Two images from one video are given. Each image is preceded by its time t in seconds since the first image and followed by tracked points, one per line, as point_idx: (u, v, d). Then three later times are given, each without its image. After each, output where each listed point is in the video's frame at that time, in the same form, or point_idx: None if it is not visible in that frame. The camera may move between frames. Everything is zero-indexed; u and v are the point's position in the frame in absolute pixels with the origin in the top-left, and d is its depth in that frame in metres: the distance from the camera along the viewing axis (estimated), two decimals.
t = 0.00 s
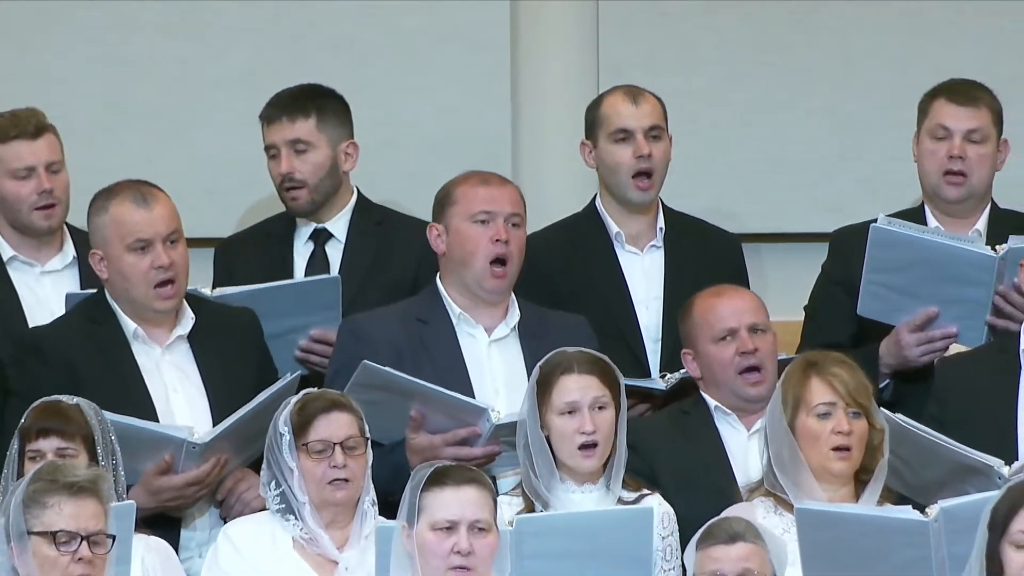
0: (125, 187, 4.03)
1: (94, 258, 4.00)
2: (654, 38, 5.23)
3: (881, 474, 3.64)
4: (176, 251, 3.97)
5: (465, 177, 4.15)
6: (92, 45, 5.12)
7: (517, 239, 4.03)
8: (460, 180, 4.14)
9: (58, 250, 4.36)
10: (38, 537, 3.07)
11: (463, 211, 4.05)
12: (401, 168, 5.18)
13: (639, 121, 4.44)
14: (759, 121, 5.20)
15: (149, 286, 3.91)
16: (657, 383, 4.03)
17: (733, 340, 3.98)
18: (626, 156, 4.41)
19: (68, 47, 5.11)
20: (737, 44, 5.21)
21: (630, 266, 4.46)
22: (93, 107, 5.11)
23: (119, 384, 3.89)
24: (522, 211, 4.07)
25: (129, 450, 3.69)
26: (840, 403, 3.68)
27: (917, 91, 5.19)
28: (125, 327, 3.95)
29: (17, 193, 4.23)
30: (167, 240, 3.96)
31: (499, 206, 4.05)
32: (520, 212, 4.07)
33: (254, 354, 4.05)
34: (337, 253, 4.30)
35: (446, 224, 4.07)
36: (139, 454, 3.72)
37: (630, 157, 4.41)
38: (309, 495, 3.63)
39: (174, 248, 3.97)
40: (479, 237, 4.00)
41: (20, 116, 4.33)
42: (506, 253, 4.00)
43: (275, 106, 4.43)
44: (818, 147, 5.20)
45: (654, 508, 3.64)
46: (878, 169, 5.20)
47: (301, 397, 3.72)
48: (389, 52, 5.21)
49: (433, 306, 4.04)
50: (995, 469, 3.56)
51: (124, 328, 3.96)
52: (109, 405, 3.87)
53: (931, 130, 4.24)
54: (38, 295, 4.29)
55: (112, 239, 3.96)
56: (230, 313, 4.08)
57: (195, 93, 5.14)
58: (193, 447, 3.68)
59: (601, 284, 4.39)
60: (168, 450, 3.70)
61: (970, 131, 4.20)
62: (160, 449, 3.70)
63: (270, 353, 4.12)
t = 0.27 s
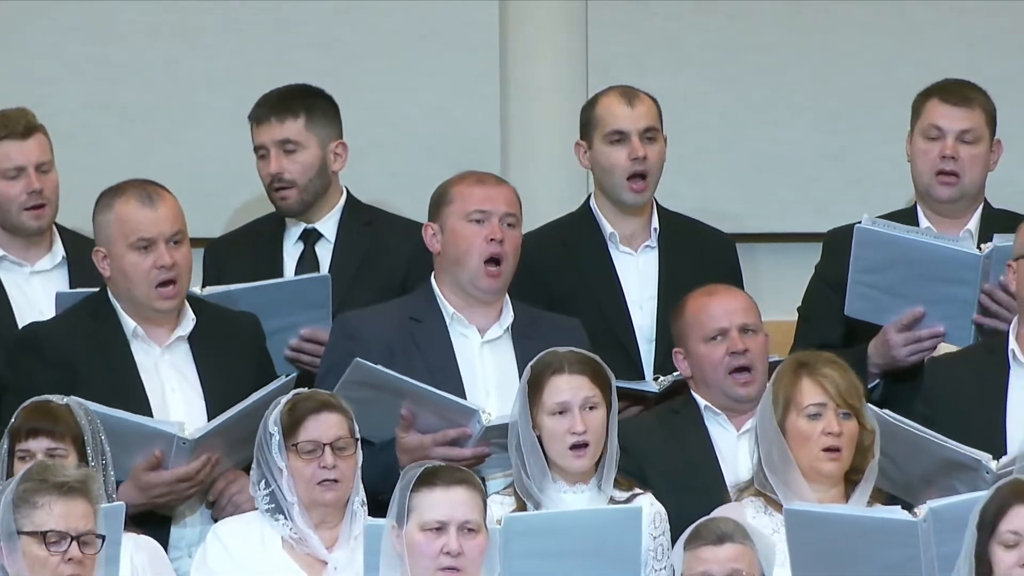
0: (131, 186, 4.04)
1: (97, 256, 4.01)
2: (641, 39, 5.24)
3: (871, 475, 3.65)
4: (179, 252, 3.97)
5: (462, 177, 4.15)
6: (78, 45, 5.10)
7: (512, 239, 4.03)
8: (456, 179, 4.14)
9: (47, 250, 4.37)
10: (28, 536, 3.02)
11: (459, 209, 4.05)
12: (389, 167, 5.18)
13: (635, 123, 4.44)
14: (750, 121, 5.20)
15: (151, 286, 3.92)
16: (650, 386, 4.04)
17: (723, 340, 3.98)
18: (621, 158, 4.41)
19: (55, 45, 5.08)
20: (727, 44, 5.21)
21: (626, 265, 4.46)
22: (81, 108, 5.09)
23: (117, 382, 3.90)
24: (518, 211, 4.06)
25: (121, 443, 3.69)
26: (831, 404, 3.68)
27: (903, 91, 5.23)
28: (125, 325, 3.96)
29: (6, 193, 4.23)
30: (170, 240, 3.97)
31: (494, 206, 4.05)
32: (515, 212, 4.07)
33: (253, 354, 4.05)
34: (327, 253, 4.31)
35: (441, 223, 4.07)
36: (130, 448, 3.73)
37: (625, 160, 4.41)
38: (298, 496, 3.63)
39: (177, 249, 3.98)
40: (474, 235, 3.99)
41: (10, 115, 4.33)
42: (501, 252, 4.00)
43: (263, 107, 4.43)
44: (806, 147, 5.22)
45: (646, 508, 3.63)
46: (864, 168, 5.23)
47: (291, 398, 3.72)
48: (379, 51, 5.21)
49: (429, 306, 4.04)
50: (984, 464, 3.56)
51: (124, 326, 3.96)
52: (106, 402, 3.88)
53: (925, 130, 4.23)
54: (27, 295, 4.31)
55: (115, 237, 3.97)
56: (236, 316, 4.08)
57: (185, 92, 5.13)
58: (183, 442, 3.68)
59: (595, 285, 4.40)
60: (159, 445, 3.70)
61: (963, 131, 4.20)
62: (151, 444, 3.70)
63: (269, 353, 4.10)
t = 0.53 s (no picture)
0: (141, 185, 4.03)
1: (102, 251, 4.00)
2: (632, 40, 5.24)
3: (862, 476, 3.64)
4: (184, 253, 3.96)
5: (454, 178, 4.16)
6: (70, 46, 5.14)
7: (503, 241, 4.04)
8: (448, 180, 4.14)
9: (37, 251, 4.37)
10: (16, 537, 3.00)
11: (450, 210, 4.06)
12: (378, 168, 5.19)
13: (635, 126, 4.43)
14: (739, 122, 5.20)
15: (153, 285, 3.93)
16: (643, 386, 4.03)
17: (716, 340, 3.98)
18: (621, 161, 4.40)
19: (50, 45, 5.12)
20: (716, 44, 5.21)
21: (626, 266, 4.45)
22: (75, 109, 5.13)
23: (114, 378, 3.90)
24: (509, 212, 4.07)
25: (111, 438, 3.69)
26: (822, 405, 3.67)
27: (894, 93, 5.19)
28: (124, 322, 3.96)
29: None
30: (176, 240, 3.96)
31: (485, 207, 4.05)
32: (506, 213, 4.08)
33: (252, 356, 4.04)
34: (316, 253, 4.33)
35: (432, 224, 4.09)
36: (118, 442, 3.72)
37: (625, 162, 4.40)
38: (287, 498, 3.63)
39: (182, 249, 3.97)
40: (465, 236, 4.00)
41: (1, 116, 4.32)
42: (492, 253, 4.01)
43: (252, 108, 4.45)
44: (796, 148, 5.21)
45: (637, 509, 3.63)
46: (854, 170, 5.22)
47: (284, 399, 3.72)
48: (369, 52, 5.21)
49: (420, 307, 4.04)
50: (972, 462, 3.56)
51: (124, 323, 3.96)
52: (103, 398, 3.89)
53: (912, 131, 4.23)
54: (17, 296, 4.32)
55: (121, 234, 3.96)
56: (237, 319, 4.06)
57: (176, 93, 5.15)
58: (170, 439, 3.67)
59: (593, 287, 4.39)
60: (147, 441, 3.69)
61: (950, 131, 4.20)
62: (139, 440, 3.70)
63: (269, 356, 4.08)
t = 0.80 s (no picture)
0: (124, 185, 4.02)
1: (86, 252, 3.99)
2: (621, 39, 5.24)
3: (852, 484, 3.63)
4: (168, 252, 3.95)
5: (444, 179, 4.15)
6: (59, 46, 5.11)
7: (489, 243, 4.02)
8: (437, 180, 4.14)
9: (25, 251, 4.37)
10: (3, 538, 2.99)
11: (437, 213, 4.05)
12: (367, 168, 5.20)
13: (639, 128, 4.40)
14: (729, 122, 5.21)
15: (139, 283, 3.91)
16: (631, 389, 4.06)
17: (709, 340, 3.96)
18: (626, 163, 4.37)
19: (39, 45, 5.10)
20: (705, 44, 5.22)
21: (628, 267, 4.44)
22: (62, 107, 5.10)
23: (102, 375, 3.90)
24: (496, 215, 4.05)
25: (101, 430, 3.66)
26: (820, 412, 3.65)
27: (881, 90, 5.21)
28: (110, 321, 3.95)
29: None
30: (160, 239, 3.95)
31: (472, 210, 4.04)
32: (493, 216, 4.06)
33: (239, 353, 4.05)
34: (304, 253, 4.33)
35: (420, 226, 4.08)
36: (110, 436, 3.69)
37: (629, 165, 4.37)
38: (275, 497, 3.64)
39: (166, 248, 3.95)
40: (450, 240, 4.00)
41: None
42: (478, 256, 3.99)
43: (240, 108, 4.45)
44: (784, 147, 5.22)
45: (628, 508, 3.63)
46: (844, 169, 5.23)
47: (274, 399, 3.71)
48: (359, 52, 5.22)
49: (408, 308, 4.04)
50: (961, 456, 3.62)
51: (109, 322, 3.95)
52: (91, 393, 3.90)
53: (898, 132, 4.23)
54: (5, 295, 4.32)
55: (105, 234, 3.95)
56: (225, 317, 4.07)
57: (166, 92, 5.14)
58: (161, 429, 3.65)
59: (593, 287, 4.37)
60: (139, 434, 3.67)
61: (938, 132, 4.21)
62: (130, 432, 3.67)
63: (256, 352, 4.10)
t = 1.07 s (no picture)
0: (100, 185, 3.99)
1: (63, 253, 3.96)
2: (609, 39, 5.23)
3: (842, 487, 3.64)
4: (146, 251, 3.92)
5: (430, 180, 4.09)
6: (49, 45, 5.11)
7: (473, 250, 3.98)
8: (423, 183, 4.08)
9: (14, 251, 4.34)
10: None
11: (420, 218, 4.00)
12: (355, 167, 5.18)
13: (641, 127, 4.39)
14: (716, 122, 5.20)
15: (117, 284, 3.88)
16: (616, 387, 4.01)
17: (700, 341, 3.96)
18: (627, 161, 4.36)
19: (27, 43, 5.10)
20: (695, 44, 5.21)
21: (626, 267, 4.42)
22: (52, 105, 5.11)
23: (86, 374, 3.87)
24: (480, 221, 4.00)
25: (93, 425, 3.64)
26: (816, 414, 3.66)
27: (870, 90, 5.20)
28: (91, 321, 3.92)
29: None
30: (137, 239, 3.91)
31: (456, 216, 3.99)
32: (478, 222, 4.01)
33: (219, 352, 4.02)
34: (290, 253, 4.32)
35: (404, 228, 4.04)
36: (100, 431, 3.67)
37: (631, 164, 4.36)
38: (263, 498, 3.62)
39: (144, 248, 3.92)
40: (432, 246, 3.96)
41: None
42: (461, 264, 3.96)
43: (226, 109, 4.43)
44: (772, 148, 5.21)
45: (618, 509, 3.63)
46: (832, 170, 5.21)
47: (263, 400, 3.70)
48: (347, 51, 5.20)
49: (393, 308, 4.03)
50: (950, 456, 3.62)
51: (90, 321, 3.92)
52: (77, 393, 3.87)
53: (887, 133, 4.24)
54: None
55: (82, 235, 3.92)
56: (205, 317, 4.06)
57: (153, 91, 5.13)
58: (153, 422, 3.63)
59: (597, 289, 4.36)
60: (131, 427, 3.65)
61: (927, 132, 4.21)
62: (122, 426, 3.65)
63: (237, 351, 4.07)
